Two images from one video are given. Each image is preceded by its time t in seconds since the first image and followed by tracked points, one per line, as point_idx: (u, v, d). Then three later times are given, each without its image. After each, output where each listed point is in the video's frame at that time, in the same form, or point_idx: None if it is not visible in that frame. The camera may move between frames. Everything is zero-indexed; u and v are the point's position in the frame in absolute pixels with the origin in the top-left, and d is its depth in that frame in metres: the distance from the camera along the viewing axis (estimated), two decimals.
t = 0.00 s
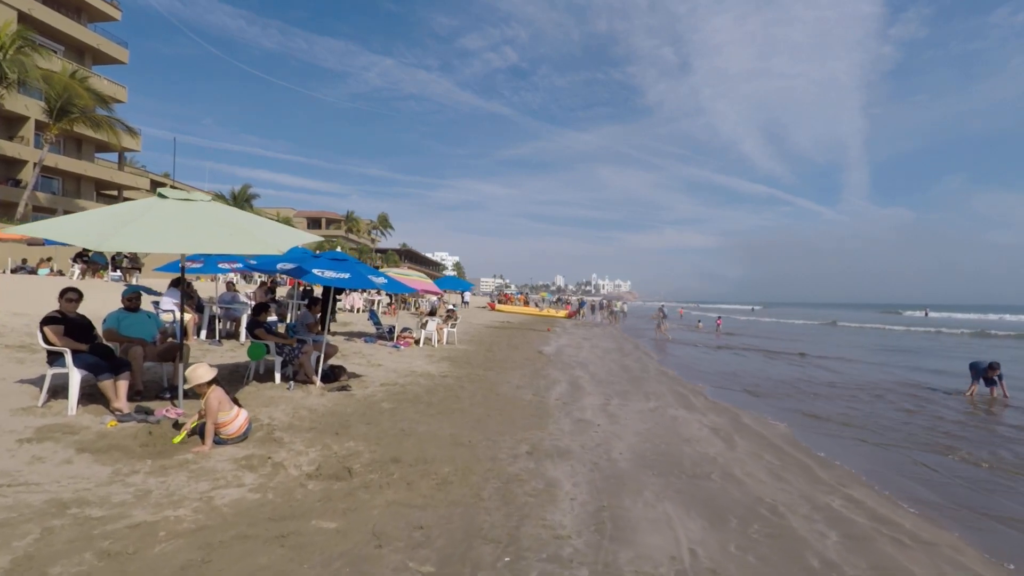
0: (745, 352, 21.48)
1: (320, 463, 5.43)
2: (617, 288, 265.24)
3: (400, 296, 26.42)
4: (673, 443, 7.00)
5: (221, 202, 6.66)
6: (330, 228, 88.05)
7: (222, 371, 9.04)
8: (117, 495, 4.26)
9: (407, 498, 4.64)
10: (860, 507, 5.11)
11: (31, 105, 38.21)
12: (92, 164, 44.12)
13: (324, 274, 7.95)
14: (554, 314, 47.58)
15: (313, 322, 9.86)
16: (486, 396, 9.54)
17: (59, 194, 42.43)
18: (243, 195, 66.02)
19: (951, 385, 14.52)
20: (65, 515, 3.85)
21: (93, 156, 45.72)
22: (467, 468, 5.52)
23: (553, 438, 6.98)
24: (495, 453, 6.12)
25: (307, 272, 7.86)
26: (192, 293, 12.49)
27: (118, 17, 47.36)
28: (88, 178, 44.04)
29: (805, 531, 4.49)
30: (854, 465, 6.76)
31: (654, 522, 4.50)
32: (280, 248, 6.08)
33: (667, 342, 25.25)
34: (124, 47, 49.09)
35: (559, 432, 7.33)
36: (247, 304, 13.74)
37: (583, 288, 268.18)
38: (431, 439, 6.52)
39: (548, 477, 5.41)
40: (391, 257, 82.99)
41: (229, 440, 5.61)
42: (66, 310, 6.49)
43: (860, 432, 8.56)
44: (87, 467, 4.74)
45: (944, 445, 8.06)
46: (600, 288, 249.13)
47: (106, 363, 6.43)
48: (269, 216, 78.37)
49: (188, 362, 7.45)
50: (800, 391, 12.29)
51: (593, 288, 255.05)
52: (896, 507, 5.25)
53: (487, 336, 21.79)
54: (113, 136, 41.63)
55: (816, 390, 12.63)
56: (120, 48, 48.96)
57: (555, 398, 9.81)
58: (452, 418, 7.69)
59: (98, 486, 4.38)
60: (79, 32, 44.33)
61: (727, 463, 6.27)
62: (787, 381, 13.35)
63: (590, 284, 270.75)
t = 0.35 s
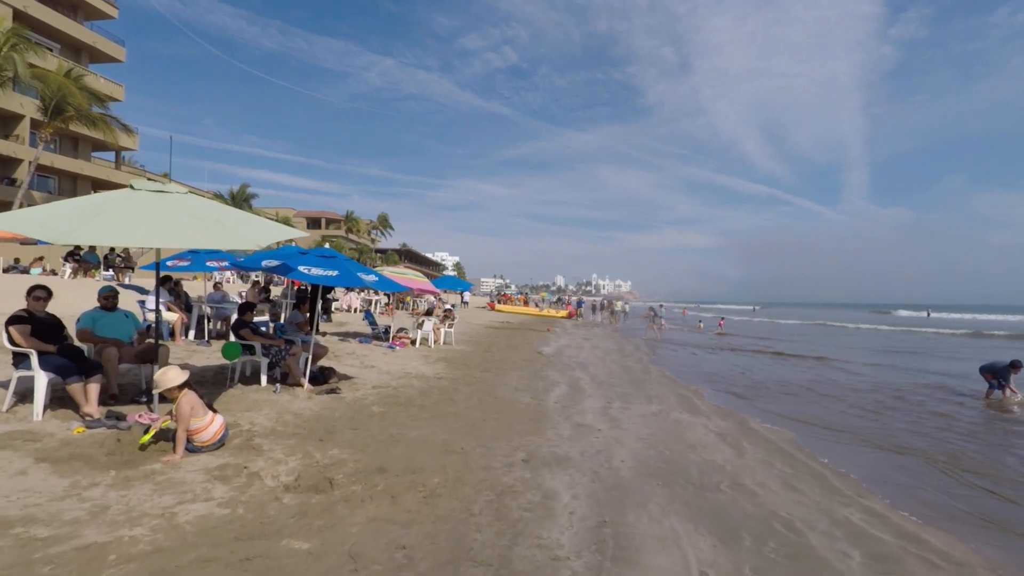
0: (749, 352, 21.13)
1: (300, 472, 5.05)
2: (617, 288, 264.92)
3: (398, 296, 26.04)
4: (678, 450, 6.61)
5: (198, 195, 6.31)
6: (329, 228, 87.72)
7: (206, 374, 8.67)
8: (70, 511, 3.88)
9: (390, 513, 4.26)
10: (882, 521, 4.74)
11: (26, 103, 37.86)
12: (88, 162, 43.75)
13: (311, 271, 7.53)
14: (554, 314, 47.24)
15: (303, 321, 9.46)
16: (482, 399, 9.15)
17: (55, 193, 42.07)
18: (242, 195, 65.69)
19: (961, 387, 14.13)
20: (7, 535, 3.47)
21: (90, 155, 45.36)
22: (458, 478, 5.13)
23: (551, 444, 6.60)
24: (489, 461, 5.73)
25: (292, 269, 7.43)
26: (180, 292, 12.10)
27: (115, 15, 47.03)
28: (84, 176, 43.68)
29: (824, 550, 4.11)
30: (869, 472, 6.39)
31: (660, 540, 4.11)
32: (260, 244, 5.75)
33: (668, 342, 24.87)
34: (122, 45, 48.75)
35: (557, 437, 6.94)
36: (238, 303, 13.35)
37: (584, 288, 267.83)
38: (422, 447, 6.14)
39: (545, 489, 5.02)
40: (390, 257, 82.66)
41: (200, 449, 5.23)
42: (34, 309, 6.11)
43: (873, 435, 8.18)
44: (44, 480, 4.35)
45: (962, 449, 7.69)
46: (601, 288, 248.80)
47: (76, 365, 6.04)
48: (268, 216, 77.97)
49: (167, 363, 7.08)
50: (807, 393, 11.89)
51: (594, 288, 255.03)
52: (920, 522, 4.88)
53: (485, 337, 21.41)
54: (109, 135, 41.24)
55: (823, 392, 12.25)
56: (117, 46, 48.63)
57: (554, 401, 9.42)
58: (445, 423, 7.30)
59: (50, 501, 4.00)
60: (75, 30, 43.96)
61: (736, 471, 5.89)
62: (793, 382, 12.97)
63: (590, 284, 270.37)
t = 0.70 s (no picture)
0: (751, 353, 20.71)
1: (265, 488, 4.64)
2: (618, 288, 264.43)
3: (394, 296, 25.62)
4: (677, 461, 6.20)
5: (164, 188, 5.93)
6: (328, 229, 87.35)
7: (182, 379, 8.28)
8: None
9: (358, 537, 3.84)
10: (900, 543, 4.33)
11: (20, 101, 37.49)
12: (84, 162, 43.37)
13: (290, 269, 7.10)
14: (554, 314, 46.83)
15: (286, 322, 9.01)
16: (472, 403, 8.74)
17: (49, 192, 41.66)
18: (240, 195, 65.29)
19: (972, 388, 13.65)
20: None
21: (85, 154, 44.99)
22: (437, 495, 4.72)
23: (541, 454, 6.18)
24: (473, 475, 5.32)
25: (270, 268, 7.00)
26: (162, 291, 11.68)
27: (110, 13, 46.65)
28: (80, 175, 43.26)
29: None
30: (882, 485, 5.99)
31: (657, 567, 3.71)
32: (228, 239, 5.37)
33: (669, 344, 24.42)
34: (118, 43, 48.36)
35: (549, 446, 6.53)
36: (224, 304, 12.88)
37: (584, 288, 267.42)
38: (402, 458, 5.72)
39: (532, 506, 4.61)
40: (390, 257, 82.28)
41: (159, 461, 4.85)
42: None
43: (883, 442, 7.78)
44: None
45: (978, 456, 7.28)
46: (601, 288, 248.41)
47: (32, 370, 5.62)
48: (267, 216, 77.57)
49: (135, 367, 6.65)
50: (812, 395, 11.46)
51: (594, 288, 254.70)
52: (940, 544, 4.48)
53: (482, 338, 20.98)
54: (104, 133, 40.79)
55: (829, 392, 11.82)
56: (113, 44, 48.25)
57: (548, 406, 9.00)
58: (430, 431, 6.89)
59: None
60: (70, 27, 43.57)
61: (740, 485, 5.48)
62: (797, 383, 12.57)
63: (591, 285, 270.02)
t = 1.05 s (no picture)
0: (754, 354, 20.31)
1: (231, 505, 4.22)
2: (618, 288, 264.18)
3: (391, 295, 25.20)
4: (682, 471, 5.78)
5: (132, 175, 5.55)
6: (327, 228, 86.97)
7: (160, 382, 7.87)
8: None
9: (327, 563, 3.42)
10: (931, 567, 3.92)
11: (15, 100, 37.10)
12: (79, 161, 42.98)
13: (269, 267, 6.67)
14: (554, 315, 46.44)
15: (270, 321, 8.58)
16: (466, 407, 8.31)
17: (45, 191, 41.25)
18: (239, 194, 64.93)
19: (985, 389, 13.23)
20: None
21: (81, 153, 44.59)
22: (420, 512, 4.29)
23: (537, 464, 5.75)
24: (462, 488, 4.89)
25: (248, 266, 6.57)
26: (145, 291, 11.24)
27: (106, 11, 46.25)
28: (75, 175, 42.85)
29: None
30: (903, 497, 5.57)
31: None
32: (198, 232, 5.02)
33: (671, 345, 24.02)
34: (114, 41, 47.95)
35: (545, 454, 6.10)
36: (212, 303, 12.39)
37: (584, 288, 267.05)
38: (385, 470, 5.29)
39: (525, 525, 4.18)
40: (389, 257, 81.91)
41: (115, 476, 4.44)
42: None
43: (900, 448, 7.35)
44: None
45: (1001, 463, 6.87)
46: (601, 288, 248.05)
47: None
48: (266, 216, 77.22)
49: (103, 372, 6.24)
50: (820, 396, 11.04)
51: (595, 288, 254.21)
52: (975, 568, 4.06)
53: (480, 338, 20.55)
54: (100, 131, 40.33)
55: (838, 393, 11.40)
56: (110, 43, 47.87)
57: (545, 409, 8.57)
58: (419, 438, 6.46)
59: None
60: (66, 25, 43.18)
61: (751, 498, 5.06)
62: (804, 384, 12.14)
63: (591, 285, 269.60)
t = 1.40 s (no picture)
0: (758, 355, 19.90)
1: (192, 535, 3.78)
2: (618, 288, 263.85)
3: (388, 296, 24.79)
4: (692, 489, 5.35)
5: (89, 167, 5.19)
6: (326, 228, 86.56)
7: (137, 390, 7.44)
8: None
9: None
10: None
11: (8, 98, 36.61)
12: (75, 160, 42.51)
13: (251, 267, 6.27)
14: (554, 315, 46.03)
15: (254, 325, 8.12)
16: (460, 416, 7.87)
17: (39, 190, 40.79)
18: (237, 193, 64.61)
19: (999, 392, 12.79)
20: None
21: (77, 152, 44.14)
22: (404, 542, 3.86)
23: (535, 481, 5.32)
24: (452, 512, 4.45)
25: (227, 266, 6.15)
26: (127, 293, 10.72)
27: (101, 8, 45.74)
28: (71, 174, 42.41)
29: None
30: (931, 518, 5.16)
31: None
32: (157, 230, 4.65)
33: (673, 346, 23.62)
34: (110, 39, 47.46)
35: (543, 470, 5.66)
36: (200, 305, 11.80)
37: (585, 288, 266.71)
38: (368, 490, 4.85)
39: (521, 558, 3.75)
40: (389, 258, 81.52)
41: (66, 501, 4.01)
42: None
43: (920, 459, 6.93)
44: None
45: None
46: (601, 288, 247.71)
47: None
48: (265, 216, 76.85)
49: (70, 381, 5.79)
50: (831, 400, 10.60)
51: (595, 288, 254.05)
52: None
53: (479, 339, 20.11)
54: (94, 130, 39.89)
55: (849, 396, 10.97)
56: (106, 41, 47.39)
57: (544, 418, 8.12)
58: (408, 452, 6.01)
59: None
60: (60, 22, 42.63)
61: (769, 523, 4.63)
62: (813, 387, 11.71)
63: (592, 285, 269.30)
